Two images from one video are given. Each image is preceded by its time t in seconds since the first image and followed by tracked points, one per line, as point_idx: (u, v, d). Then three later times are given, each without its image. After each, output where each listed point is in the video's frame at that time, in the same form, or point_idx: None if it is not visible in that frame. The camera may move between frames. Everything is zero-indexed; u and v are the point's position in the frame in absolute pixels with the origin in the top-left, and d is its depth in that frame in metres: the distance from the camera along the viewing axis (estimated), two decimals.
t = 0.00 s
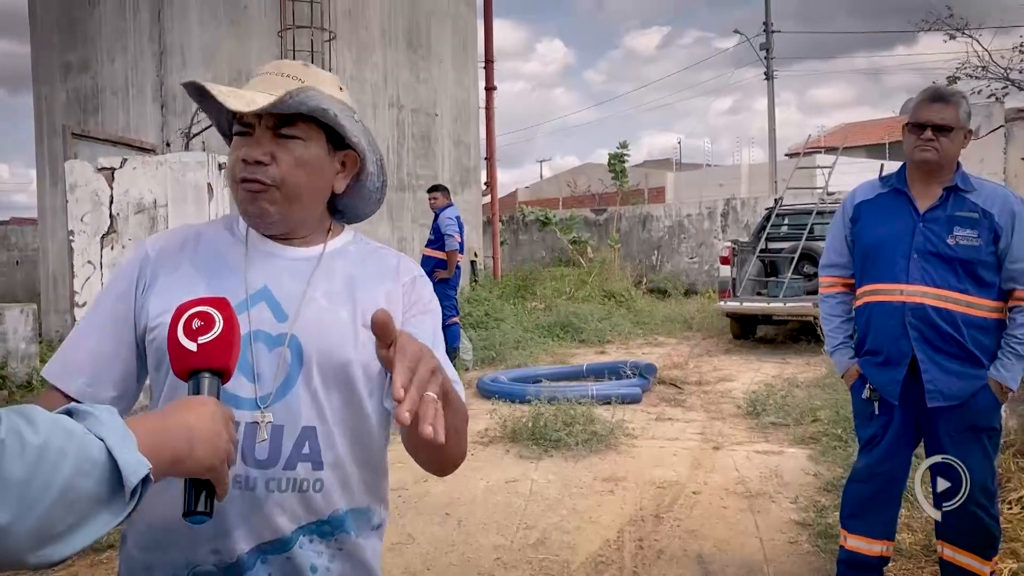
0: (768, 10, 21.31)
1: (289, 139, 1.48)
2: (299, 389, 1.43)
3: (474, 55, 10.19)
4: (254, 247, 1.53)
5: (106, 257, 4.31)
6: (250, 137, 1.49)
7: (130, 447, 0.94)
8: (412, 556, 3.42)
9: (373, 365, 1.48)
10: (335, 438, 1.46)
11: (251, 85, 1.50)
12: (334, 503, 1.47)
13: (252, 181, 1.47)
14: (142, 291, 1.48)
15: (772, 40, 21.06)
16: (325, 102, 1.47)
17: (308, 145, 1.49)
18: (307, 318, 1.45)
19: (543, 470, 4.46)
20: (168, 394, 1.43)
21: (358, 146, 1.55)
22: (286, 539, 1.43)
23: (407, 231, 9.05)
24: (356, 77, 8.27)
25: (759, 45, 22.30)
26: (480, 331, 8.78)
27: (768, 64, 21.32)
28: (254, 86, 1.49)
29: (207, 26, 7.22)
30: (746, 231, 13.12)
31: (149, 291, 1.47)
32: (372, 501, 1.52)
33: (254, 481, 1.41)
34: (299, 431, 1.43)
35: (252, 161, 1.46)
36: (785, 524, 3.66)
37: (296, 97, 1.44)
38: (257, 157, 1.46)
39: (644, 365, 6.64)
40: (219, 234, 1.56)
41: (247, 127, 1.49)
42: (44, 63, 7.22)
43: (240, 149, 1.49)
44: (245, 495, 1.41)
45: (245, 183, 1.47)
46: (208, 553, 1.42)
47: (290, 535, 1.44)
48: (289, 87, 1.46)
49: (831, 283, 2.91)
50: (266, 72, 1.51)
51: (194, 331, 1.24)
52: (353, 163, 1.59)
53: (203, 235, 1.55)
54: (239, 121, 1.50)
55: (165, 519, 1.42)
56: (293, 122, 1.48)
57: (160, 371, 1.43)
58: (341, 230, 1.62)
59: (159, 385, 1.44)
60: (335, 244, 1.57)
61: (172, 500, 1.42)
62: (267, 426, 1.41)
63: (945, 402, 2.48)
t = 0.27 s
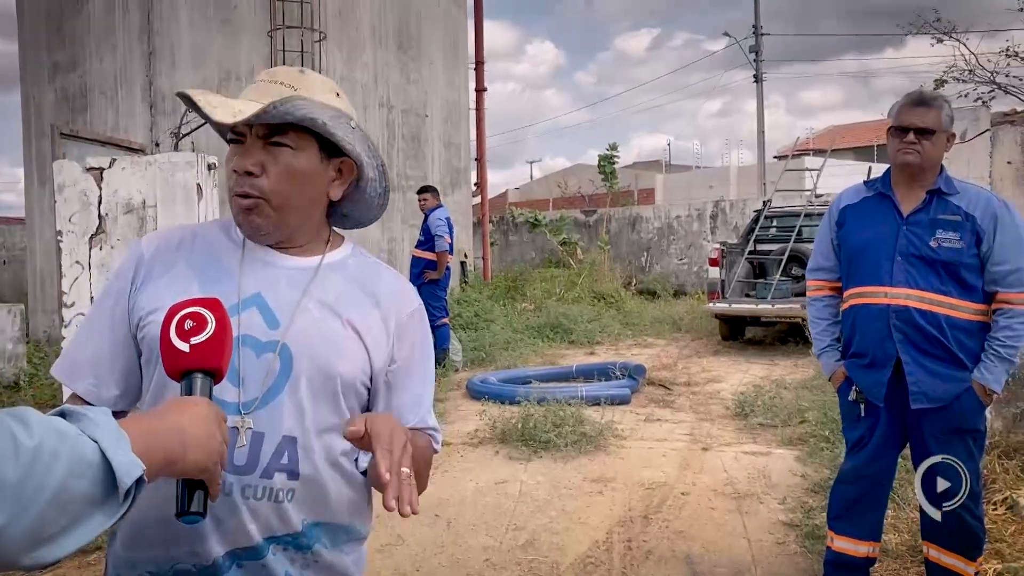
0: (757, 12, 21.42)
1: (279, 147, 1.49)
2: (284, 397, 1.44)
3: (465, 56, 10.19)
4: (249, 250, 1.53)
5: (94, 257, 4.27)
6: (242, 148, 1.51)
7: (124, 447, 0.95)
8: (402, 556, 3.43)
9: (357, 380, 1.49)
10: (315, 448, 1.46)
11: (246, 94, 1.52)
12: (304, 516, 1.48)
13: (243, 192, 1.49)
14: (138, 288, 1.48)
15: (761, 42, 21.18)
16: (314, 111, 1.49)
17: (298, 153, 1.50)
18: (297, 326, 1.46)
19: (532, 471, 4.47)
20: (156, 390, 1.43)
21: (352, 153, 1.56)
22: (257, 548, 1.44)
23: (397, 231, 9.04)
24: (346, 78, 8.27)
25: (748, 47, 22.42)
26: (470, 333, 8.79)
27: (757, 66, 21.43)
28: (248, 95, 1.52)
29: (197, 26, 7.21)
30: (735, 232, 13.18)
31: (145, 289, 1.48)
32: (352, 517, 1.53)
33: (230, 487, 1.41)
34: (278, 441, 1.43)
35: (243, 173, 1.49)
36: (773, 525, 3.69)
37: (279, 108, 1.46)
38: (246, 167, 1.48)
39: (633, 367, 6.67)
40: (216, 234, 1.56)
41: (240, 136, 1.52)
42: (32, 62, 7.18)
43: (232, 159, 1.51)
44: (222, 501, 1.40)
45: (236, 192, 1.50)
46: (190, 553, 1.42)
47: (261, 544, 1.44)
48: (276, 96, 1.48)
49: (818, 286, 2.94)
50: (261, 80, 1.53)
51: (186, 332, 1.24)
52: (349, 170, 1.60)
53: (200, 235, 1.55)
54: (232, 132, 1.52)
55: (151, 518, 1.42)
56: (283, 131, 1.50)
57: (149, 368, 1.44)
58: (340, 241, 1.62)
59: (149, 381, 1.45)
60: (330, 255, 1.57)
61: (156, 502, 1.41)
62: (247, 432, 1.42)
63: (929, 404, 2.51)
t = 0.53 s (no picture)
0: (748, 14, 21.51)
1: (266, 148, 1.49)
2: (275, 399, 1.43)
3: (456, 57, 10.19)
4: (236, 253, 1.52)
5: (84, 257, 4.24)
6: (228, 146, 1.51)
7: (114, 449, 0.94)
8: (392, 557, 3.42)
9: (347, 381, 1.49)
10: (307, 450, 1.45)
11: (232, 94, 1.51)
12: (299, 519, 1.47)
13: (230, 189, 1.48)
14: (122, 293, 1.48)
15: (752, 44, 21.26)
16: (303, 111, 1.49)
17: (285, 154, 1.50)
18: (285, 329, 1.45)
19: (523, 472, 4.47)
20: (148, 389, 1.42)
21: (339, 153, 1.56)
22: (251, 551, 1.44)
23: (389, 232, 9.03)
24: (337, 78, 8.26)
25: (739, 50, 22.49)
26: (461, 333, 8.78)
27: (748, 68, 21.50)
28: (235, 94, 1.51)
29: (188, 25, 7.16)
30: (726, 233, 13.22)
31: (129, 295, 1.47)
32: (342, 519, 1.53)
33: (224, 490, 1.41)
34: (271, 443, 1.43)
35: (229, 171, 1.49)
36: (763, 526, 3.70)
37: (268, 108, 1.45)
38: (233, 167, 1.48)
39: (624, 368, 6.67)
40: (199, 236, 1.55)
41: (226, 136, 1.51)
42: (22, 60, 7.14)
43: (218, 159, 1.51)
44: (215, 504, 1.40)
45: (222, 192, 1.49)
46: (181, 557, 1.42)
47: (255, 546, 1.44)
48: (264, 96, 1.48)
49: (809, 288, 2.95)
50: (247, 80, 1.53)
51: (176, 331, 1.24)
52: (336, 172, 1.60)
53: (185, 237, 1.54)
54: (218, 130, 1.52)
55: (142, 520, 1.41)
56: (271, 132, 1.50)
57: (137, 375, 1.43)
58: (325, 241, 1.62)
59: (137, 386, 1.44)
60: (317, 255, 1.56)
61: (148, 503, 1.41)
62: (239, 435, 1.41)
63: (919, 405, 2.53)
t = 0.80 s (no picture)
0: (742, 15, 21.57)
1: (253, 145, 1.49)
2: (266, 399, 1.43)
3: (450, 57, 10.17)
4: (225, 254, 1.52)
5: (76, 257, 4.22)
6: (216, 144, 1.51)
7: (109, 448, 0.94)
8: (385, 558, 3.42)
9: (339, 378, 1.48)
10: (300, 450, 1.45)
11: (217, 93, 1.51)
12: (293, 520, 1.47)
13: (219, 187, 1.48)
14: (111, 298, 1.47)
15: (746, 45, 21.31)
16: (289, 108, 1.49)
17: (273, 151, 1.50)
18: (274, 327, 1.44)
19: (517, 473, 4.47)
20: (139, 391, 1.41)
21: (326, 149, 1.56)
22: (244, 553, 1.44)
23: (382, 232, 9.01)
24: (331, 77, 8.24)
25: (733, 51, 22.54)
26: (455, 334, 8.77)
27: (742, 69, 21.54)
28: (221, 92, 1.50)
29: (180, 23, 7.22)
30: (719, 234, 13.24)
31: (118, 298, 1.47)
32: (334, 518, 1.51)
33: (216, 492, 1.41)
34: (262, 444, 1.42)
35: (218, 170, 1.48)
36: (756, 527, 3.71)
37: (258, 105, 1.45)
38: (222, 166, 1.48)
39: (617, 368, 6.68)
40: (186, 237, 1.54)
41: (213, 135, 1.51)
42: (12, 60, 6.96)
43: (205, 158, 1.50)
44: (207, 506, 1.40)
45: (211, 191, 1.49)
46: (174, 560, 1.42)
47: (249, 549, 1.44)
48: (253, 93, 1.47)
49: (802, 288, 2.96)
50: (231, 78, 1.52)
51: (169, 331, 1.23)
52: (322, 168, 1.60)
53: (172, 239, 1.54)
54: (205, 128, 1.51)
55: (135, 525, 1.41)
56: (259, 130, 1.49)
57: (127, 380, 1.43)
58: (313, 238, 1.62)
59: (127, 390, 1.44)
60: (306, 252, 1.56)
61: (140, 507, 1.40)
62: (231, 436, 1.41)
63: (911, 405, 2.54)
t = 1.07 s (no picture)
0: (737, 17, 21.62)
1: (218, 132, 1.47)
2: (263, 385, 1.43)
3: (445, 57, 10.15)
4: (210, 250, 1.52)
5: (69, 256, 4.19)
6: (181, 143, 1.48)
7: (103, 447, 0.94)
8: (379, 558, 3.41)
9: (336, 359, 1.48)
10: (300, 440, 1.45)
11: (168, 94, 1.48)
12: (301, 507, 1.46)
13: (197, 184, 1.46)
14: (104, 305, 1.49)
15: (741, 46, 21.35)
16: (245, 86, 1.46)
17: (240, 133, 1.48)
18: (264, 314, 1.44)
19: (511, 472, 4.47)
20: (133, 391, 1.42)
21: (288, 121, 1.54)
22: (259, 541, 1.42)
23: (377, 232, 9.00)
24: (326, 77, 8.23)
25: (728, 52, 22.58)
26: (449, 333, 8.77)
27: (737, 70, 21.58)
28: (173, 91, 1.48)
29: (174, 23, 7.11)
30: (714, 234, 13.26)
31: (108, 304, 1.48)
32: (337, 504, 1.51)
33: (220, 485, 1.40)
34: (264, 432, 1.42)
35: (191, 166, 1.46)
36: (750, 526, 3.72)
37: (214, 88, 1.42)
38: (195, 160, 1.45)
39: (612, 368, 6.68)
40: (172, 240, 1.55)
41: (177, 134, 1.48)
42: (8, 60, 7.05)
43: (175, 157, 1.48)
44: (210, 499, 1.40)
45: (192, 189, 1.47)
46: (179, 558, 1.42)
47: (264, 537, 1.42)
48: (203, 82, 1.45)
49: (796, 288, 2.97)
50: (176, 79, 1.50)
51: (164, 330, 1.23)
52: (288, 144, 1.58)
53: (160, 244, 1.55)
54: (167, 132, 1.48)
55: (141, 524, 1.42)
56: (218, 116, 1.47)
57: (123, 385, 1.44)
58: (294, 226, 1.61)
59: (123, 392, 1.45)
60: (290, 240, 1.55)
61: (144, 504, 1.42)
62: (230, 427, 1.41)
63: (906, 405, 2.55)
